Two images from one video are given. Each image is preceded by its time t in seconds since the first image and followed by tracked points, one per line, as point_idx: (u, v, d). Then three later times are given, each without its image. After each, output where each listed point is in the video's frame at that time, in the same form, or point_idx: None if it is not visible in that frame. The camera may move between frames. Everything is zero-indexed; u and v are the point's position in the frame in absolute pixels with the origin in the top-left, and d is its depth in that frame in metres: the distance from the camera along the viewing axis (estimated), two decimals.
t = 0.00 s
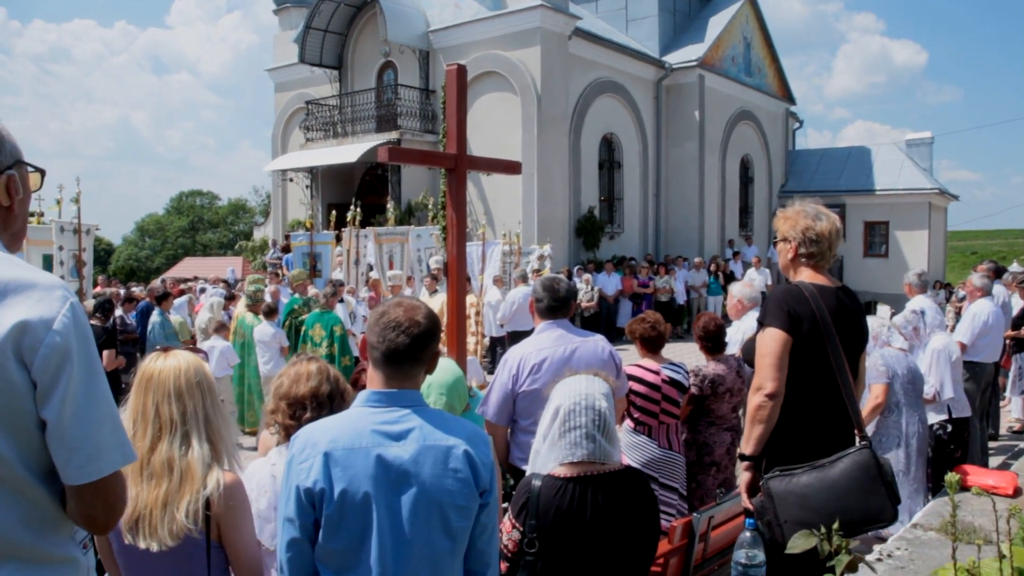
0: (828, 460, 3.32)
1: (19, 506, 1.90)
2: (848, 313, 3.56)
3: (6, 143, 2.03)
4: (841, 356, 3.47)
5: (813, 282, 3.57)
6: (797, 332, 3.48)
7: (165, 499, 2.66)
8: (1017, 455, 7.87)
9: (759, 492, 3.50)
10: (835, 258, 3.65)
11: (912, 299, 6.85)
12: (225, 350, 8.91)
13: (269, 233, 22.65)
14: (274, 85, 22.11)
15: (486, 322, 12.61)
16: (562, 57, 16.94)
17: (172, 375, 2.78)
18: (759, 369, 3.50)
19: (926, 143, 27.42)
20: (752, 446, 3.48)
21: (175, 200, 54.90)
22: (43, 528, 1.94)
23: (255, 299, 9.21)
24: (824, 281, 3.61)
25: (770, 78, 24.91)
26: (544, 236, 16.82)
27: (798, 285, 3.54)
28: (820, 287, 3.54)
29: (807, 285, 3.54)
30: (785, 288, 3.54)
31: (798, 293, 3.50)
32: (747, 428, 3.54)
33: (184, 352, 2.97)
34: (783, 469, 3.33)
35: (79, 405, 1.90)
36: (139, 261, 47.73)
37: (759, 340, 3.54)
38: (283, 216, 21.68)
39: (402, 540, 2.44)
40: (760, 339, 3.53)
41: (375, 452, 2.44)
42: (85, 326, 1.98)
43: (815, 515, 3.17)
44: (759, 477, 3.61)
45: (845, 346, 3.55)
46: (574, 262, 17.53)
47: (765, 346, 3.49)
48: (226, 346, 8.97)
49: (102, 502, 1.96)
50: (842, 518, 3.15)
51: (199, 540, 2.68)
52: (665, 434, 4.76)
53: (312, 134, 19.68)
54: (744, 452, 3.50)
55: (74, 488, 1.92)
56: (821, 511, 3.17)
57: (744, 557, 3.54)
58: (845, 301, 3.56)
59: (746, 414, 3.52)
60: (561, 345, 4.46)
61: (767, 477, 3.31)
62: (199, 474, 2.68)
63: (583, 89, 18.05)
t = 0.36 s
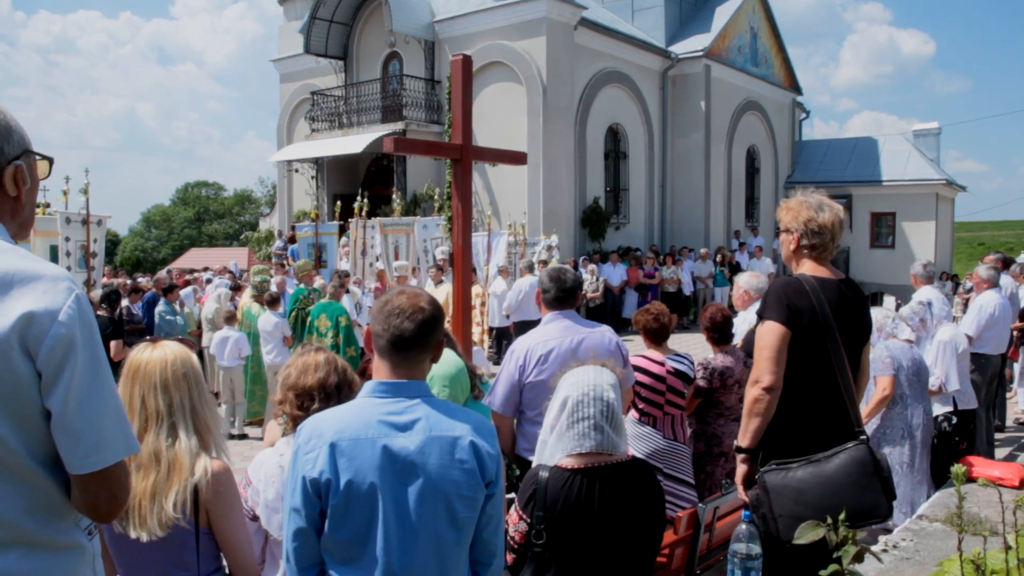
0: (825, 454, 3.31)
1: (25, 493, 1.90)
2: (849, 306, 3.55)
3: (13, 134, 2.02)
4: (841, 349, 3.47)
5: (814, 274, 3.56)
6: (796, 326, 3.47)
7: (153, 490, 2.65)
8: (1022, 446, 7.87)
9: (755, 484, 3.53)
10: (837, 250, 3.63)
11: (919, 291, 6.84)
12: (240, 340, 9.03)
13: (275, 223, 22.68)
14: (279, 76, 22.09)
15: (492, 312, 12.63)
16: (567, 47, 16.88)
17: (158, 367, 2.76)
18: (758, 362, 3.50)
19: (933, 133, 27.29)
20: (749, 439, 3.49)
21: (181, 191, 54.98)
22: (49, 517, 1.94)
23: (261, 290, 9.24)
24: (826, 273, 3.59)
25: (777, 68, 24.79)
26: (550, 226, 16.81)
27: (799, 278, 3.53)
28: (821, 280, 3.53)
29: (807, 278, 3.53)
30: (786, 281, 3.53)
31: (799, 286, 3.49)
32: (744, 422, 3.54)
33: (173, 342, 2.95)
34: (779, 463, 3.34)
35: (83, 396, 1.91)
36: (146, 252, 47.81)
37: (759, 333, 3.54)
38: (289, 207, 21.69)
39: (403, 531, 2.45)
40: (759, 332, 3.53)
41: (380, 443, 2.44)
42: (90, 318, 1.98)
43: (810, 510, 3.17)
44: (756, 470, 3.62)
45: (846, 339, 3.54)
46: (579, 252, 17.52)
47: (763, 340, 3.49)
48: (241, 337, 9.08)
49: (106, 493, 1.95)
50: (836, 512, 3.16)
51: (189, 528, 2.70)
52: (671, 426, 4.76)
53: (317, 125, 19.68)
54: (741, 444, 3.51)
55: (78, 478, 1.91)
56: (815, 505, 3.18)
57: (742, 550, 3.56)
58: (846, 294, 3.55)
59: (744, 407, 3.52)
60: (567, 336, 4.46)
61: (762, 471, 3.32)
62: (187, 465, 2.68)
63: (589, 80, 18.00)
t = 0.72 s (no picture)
0: (823, 443, 3.32)
1: (25, 479, 1.90)
2: (851, 295, 3.54)
3: (17, 123, 2.02)
4: (841, 338, 3.47)
5: (816, 263, 3.55)
6: (797, 315, 3.46)
7: (142, 478, 2.65)
8: None
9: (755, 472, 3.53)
10: (840, 239, 3.62)
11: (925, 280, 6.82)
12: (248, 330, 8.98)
13: (278, 212, 22.68)
14: (283, 64, 22.04)
15: (496, 301, 12.63)
16: (571, 35, 16.81)
17: (145, 356, 2.75)
18: (758, 351, 3.50)
19: (939, 122, 27.16)
20: (749, 427, 3.48)
21: (184, 179, 54.99)
22: (50, 503, 1.95)
23: (264, 278, 9.25)
24: (828, 262, 3.58)
25: (782, 56, 24.67)
26: (554, 215, 16.79)
27: (801, 267, 3.52)
28: (823, 270, 3.52)
29: (808, 267, 3.52)
30: (787, 270, 3.53)
31: (799, 275, 3.49)
32: (744, 411, 3.54)
33: (167, 331, 2.96)
34: (778, 452, 3.34)
35: (81, 383, 1.90)
36: (150, 241, 47.83)
37: (759, 322, 3.54)
38: (292, 195, 21.68)
39: (402, 520, 2.46)
40: (760, 322, 3.52)
41: (385, 431, 2.44)
42: (90, 307, 1.98)
43: (807, 498, 3.18)
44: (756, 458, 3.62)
45: (847, 328, 3.54)
46: (583, 241, 17.51)
47: (764, 329, 3.48)
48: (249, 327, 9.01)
49: (106, 480, 1.95)
50: (834, 501, 3.16)
51: (180, 515, 2.71)
52: (673, 414, 4.77)
53: (321, 114, 19.67)
54: (741, 433, 3.51)
55: (77, 465, 1.91)
56: (813, 494, 3.18)
57: (742, 537, 3.56)
58: (848, 283, 3.54)
59: (744, 396, 3.51)
60: (573, 325, 4.47)
61: (761, 460, 3.32)
62: (175, 453, 2.68)
63: (593, 68, 17.93)
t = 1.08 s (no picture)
0: (831, 433, 3.32)
1: (26, 468, 1.91)
2: (859, 286, 3.53)
3: (20, 113, 2.02)
4: (849, 328, 3.46)
5: (824, 254, 3.54)
6: (805, 305, 3.46)
7: (147, 469, 2.66)
8: None
9: (762, 462, 3.52)
10: (847, 230, 3.61)
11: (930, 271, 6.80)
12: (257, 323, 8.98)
13: (283, 203, 22.70)
14: (287, 55, 22.00)
15: (500, 291, 12.64)
16: (575, 26, 16.75)
17: (149, 346, 2.76)
18: (766, 341, 3.49)
19: (945, 112, 27.05)
20: (758, 417, 3.47)
21: (188, 170, 55.02)
22: (52, 492, 1.96)
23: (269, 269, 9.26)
24: (836, 253, 3.57)
25: (788, 46, 24.56)
26: (558, 206, 16.78)
27: (809, 258, 3.51)
28: (831, 260, 3.51)
29: (816, 257, 3.51)
30: (795, 260, 3.52)
31: (808, 265, 3.48)
32: (752, 401, 3.53)
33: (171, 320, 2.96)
34: (786, 441, 3.33)
35: (80, 373, 1.91)
36: (155, 231, 47.91)
37: (767, 313, 3.53)
38: (297, 186, 21.69)
39: (409, 509, 2.46)
40: (768, 312, 3.52)
41: (390, 421, 2.44)
42: (91, 297, 1.98)
43: (817, 488, 3.17)
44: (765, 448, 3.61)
45: (855, 319, 3.53)
46: (587, 232, 17.49)
47: (772, 320, 3.48)
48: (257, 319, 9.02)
49: (105, 469, 1.96)
50: (843, 490, 3.16)
51: (185, 505, 2.72)
52: (677, 406, 4.77)
53: (325, 104, 19.66)
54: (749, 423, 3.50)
55: (76, 454, 1.92)
56: (822, 484, 3.18)
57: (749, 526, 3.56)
58: (856, 273, 3.53)
59: (752, 386, 3.51)
60: (577, 316, 4.46)
61: (769, 449, 3.31)
62: (180, 443, 2.69)
63: (598, 58, 17.87)
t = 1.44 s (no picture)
0: (845, 423, 3.32)
1: (39, 457, 1.93)
2: (870, 278, 3.53)
3: (27, 106, 2.02)
4: (861, 320, 3.46)
5: (835, 246, 3.53)
6: (817, 297, 3.45)
7: (162, 463, 2.68)
8: None
9: (775, 453, 3.52)
10: (858, 222, 3.60)
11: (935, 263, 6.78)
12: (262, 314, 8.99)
13: (287, 196, 22.72)
14: (291, 48, 21.98)
15: (504, 284, 12.65)
16: (581, 18, 16.69)
17: (164, 340, 2.77)
18: (779, 332, 3.50)
19: (951, 105, 26.93)
20: (770, 408, 3.48)
21: (193, 163, 55.07)
22: (64, 481, 1.97)
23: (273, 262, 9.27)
24: (847, 245, 3.57)
25: (793, 38, 24.45)
26: (563, 199, 16.78)
27: (820, 249, 3.51)
28: (842, 253, 3.50)
29: (827, 249, 3.51)
30: (806, 252, 3.52)
31: (819, 257, 3.48)
32: (765, 392, 3.53)
33: (181, 313, 2.96)
34: (800, 432, 3.33)
35: (92, 362, 1.92)
36: (160, 224, 47.99)
37: (779, 305, 3.53)
38: (301, 179, 21.70)
39: (424, 500, 2.47)
40: (780, 304, 3.52)
41: (398, 413, 2.45)
42: (100, 288, 1.99)
43: (832, 477, 3.17)
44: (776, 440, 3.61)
45: (866, 310, 3.52)
46: (592, 225, 17.48)
47: (784, 311, 3.48)
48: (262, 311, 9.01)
49: (117, 457, 1.97)
50: (857, 480, 3.16)
51: (200, 501, 2.73)
52: (681, 399, 4.78)
53: (330, 97, 19.66)
54: (762, 414, 3.51)
55: (88, 442, 1.93)
56: (837, 473, 3.17)
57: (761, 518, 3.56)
58: (867, 266, 3.53)
59: (764, 377, 3.51)
60: (581, 308, 4.46)
61: (783, 440, 3.31)
62: (195, 438, 2.70)
63: (603, 51, 17.81)
